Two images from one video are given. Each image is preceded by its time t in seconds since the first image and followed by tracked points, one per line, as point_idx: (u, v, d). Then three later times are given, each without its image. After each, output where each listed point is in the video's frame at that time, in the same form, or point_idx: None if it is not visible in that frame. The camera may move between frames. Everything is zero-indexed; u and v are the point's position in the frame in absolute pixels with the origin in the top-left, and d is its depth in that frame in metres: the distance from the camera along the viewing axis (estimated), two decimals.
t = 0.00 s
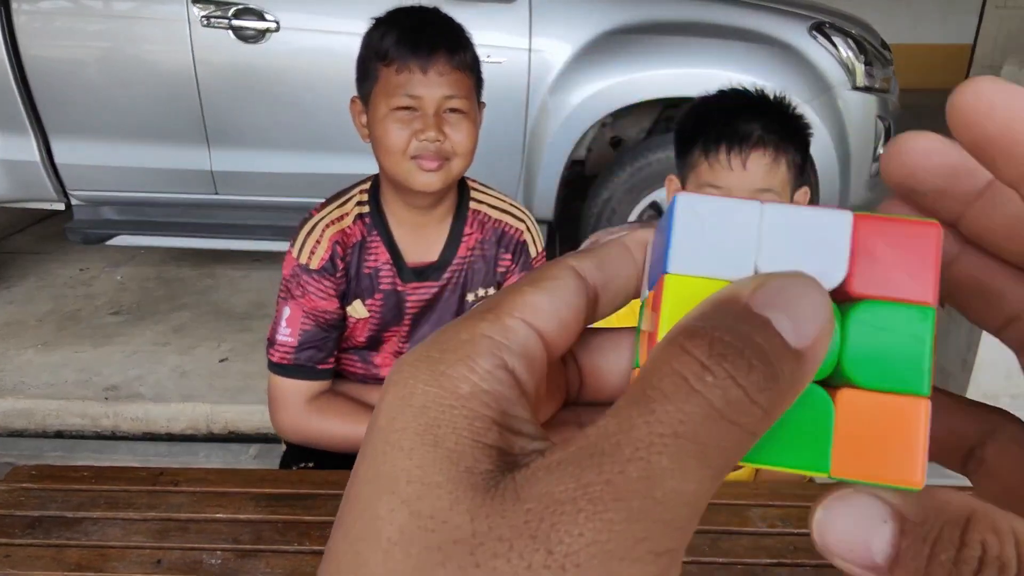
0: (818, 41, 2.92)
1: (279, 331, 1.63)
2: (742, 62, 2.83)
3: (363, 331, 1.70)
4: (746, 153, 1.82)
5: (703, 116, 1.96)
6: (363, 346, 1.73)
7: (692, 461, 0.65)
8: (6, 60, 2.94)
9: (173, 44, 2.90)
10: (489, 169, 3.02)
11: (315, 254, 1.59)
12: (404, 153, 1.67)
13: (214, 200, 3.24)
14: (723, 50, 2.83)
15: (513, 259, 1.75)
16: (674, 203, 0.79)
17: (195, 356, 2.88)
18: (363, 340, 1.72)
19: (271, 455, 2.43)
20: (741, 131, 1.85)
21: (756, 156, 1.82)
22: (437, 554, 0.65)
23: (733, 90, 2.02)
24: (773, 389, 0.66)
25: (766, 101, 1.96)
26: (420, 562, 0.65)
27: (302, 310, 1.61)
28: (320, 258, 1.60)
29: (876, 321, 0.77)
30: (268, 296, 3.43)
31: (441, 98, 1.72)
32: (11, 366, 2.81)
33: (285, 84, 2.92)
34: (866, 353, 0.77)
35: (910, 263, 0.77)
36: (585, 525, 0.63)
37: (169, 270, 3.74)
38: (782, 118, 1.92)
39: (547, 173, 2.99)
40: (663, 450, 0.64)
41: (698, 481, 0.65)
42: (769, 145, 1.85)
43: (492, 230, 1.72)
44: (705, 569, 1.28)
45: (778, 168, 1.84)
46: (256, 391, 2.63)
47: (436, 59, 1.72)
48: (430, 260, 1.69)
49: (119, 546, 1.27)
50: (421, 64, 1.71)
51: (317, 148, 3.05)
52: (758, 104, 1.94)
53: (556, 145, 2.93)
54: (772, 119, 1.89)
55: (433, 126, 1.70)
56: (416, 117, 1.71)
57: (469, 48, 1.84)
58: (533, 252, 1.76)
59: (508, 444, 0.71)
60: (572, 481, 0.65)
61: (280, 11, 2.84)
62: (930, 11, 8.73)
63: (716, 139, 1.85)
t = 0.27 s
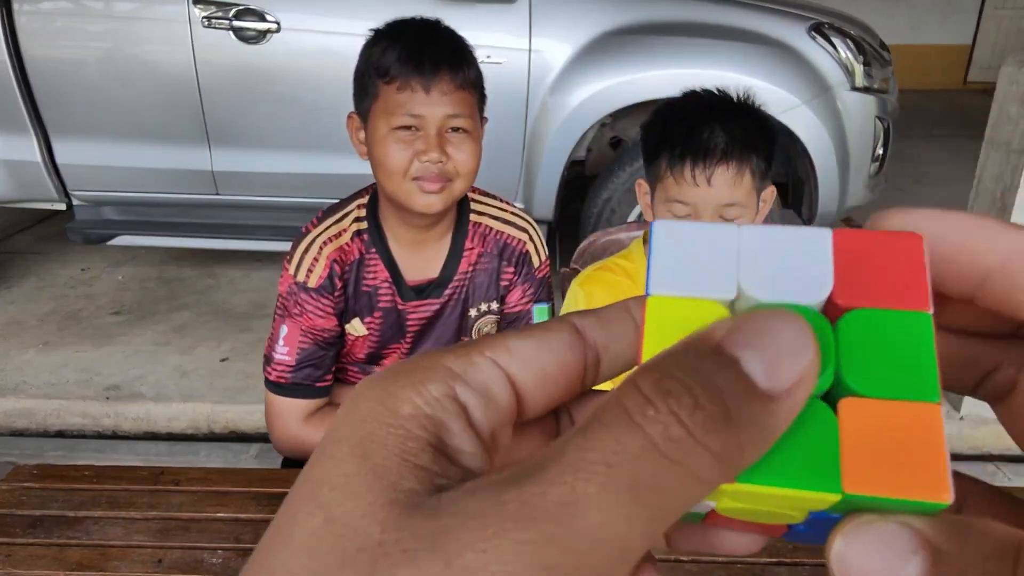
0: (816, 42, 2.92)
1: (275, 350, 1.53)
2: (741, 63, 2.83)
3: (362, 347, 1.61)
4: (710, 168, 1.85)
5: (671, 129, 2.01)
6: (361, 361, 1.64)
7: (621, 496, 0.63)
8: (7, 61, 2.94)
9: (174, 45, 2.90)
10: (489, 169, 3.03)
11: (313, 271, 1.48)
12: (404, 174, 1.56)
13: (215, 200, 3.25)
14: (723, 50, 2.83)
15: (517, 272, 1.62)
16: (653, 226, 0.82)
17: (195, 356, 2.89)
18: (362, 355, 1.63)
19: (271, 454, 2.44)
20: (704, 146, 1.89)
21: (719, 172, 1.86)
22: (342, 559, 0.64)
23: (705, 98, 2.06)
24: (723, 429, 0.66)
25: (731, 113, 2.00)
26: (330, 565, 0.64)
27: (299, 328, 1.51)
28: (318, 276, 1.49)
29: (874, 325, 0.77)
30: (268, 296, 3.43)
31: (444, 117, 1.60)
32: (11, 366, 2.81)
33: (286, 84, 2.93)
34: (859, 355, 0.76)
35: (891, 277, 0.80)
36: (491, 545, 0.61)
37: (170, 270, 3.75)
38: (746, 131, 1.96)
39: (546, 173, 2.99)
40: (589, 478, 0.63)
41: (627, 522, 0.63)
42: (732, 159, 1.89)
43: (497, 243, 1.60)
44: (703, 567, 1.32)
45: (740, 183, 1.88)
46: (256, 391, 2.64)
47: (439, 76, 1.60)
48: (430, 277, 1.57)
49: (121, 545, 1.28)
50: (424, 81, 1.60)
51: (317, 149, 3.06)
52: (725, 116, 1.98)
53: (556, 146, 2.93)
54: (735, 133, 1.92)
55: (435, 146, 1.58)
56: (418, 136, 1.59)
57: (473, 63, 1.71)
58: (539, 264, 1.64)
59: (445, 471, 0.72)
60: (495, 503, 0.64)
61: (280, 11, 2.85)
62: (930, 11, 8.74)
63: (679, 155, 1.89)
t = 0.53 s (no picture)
0: (815, 42, 2.93)
1: (276, 353, 1.50)
2: (741, 63, 2.83)
3: (364, 351, 1.58)
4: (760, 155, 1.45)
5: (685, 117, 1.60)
6: (363, 364, 1.61)
7: None
8: (8, 61, 2.95)
9: (175, 45, 2.91)
10: (489, 169, 3.03)
11: (314, 275, 1.45)
12: (402, 186, 1.40)
13: (215, 200, 3.25)
14: (722, 51, 2.84)
15: (519, 275, 1.59)
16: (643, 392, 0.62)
17: (196, 356, 2.89)
18: (364, 358, 1.60)
19: (271, 453, 2.45)
20: (746, 130, 1.48)
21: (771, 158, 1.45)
22: None
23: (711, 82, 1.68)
24: None
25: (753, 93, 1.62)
26: None
27: (300, 332, 1.48)
28: (319, 279, 1.45)
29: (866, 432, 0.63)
30: (268, 296, 3.44)
31: (443, 127, 1.42)
32: (13, 365, 2.82)
33: (287, 85, 2.94)
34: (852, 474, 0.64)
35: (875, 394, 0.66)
36: None
37: (171, 270, 3.75)
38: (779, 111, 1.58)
39: (546, 173, 2.99)
40: None
41: None
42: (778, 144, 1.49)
43: (499, 247, 1.56)
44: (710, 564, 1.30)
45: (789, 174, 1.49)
46: (257, 391, 2.65)
47: (438, 84, 1.43)
48: (432, 281, 1.52)
49: (121, 546, 1.08)
50: (420, 91, 1.42)
51: (318, 149, 3.07)
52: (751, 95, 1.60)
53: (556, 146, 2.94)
54: (770, 113, 1.54)
55: (435, 158, 1.41)
56: (417, 147, 1.41)
57: (474, 70, 1.54)
58: (541, 265, 1.61)
59: None
60: None
61: (281, 12, 2.86)
62: (929, 11, 8.75)
63: (721, 143, 1.48)
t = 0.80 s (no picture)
0: (814, 43, 2.94)
1: (275, 349, 1.51)
2: (741, 63, 2.84)
3: (364, 348, 1.59)
4: (840, 170, 1.47)
5: (758, 123, 1.56)
6: (361, 361, 1.62)
7: None
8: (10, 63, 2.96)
9: (176, 46, 2.93)
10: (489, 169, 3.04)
11: (314, 273, 1.47)
12: (404, 184, 1.41)
13: (216, 201, 3.26)
14: (722, 52, 2.85)
15: (518, 275, 1.59)
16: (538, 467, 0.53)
17: (197, 356, 2.90)
18: (363, 355, 1.61)
19: (272, 453, 2.46)
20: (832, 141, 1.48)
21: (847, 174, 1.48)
22: None
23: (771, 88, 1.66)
24: None
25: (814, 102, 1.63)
26: None
27: (300, 329, 1.49)
28: (319, 277, 1.47)
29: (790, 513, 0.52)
30: (269, 296, 3.45)
31: (446, 125, 1.43)
32: (15, 365, 2.83)
33: (288, 86, 2.95)
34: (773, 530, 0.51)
35: (798, 447, 0.52)
36: None
37: (172, 270, 3.77)
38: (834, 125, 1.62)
39: (546, 173, 3.00)
40: None
41: None
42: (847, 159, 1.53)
43: (499, 245, 1.57)
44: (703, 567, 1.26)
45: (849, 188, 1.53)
46: (258, 391, 2.66)
47: (440, 83, 1.43)
48: (430, 279, 1.53)
49: (124, 544, 1.09)
50: (424, 90, 1.42)
51: (318, 149, 3.08)
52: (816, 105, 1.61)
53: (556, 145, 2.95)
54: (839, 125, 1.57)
55: (437, 156, 1.41)
56: (419, 146, 1.42)
57: (478, 70, 1.54)
58: (540, 265, 1.62)
59: None
60: None
61: (282, 13, 2.88)
62: (928, 12, 8.77)
63: (811, 153, 1.47)
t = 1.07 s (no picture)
0: (814, 43, 2.94)
1: (276, 350, 1.51)
2: (740, 64, 2.85)
3: (364, 349, 1.59)
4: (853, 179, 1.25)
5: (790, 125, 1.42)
6: (362, 362, 1.62)
7: None
8: (10, 63, 2.96)
9: (176, 46, 2.93)
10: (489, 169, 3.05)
11: (314, 272, 1.48)
12: (406, 185, 1.40)
13: (216, 201, 3.26)
14: (722, 52, 2.85)
15: (517, 274, 1.59)
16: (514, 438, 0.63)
17: (197, 356, 2.91)
18: (364, 357, 1.61)
19: (272, 452, 2.46)
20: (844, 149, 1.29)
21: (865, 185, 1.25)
22: None
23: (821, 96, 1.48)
24: None
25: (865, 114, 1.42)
26: None
27: (300, 329, 1.50)
28: (319, 277, 1.48)
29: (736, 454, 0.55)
30: (269, 296, 3.45)
31: (447, 127, 1.41)
32: (15, 365, 2.83)
33: (288, 86, 2.95)
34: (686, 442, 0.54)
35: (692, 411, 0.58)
36: None
37: (172, 270, 3.77)
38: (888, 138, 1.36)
39: (546, 172, 3.01)
40: None
41: None
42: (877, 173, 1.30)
43: (497, 244, 1.57)
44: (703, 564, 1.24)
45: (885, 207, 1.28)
46: (258, 390, 2.66)
47: (443, 85, 1.42)
48: (430, 279, 1.53)
49: (125, 544, 1.09)
50: (426, 91, 1.41)
51: (319, 149, 3.08)
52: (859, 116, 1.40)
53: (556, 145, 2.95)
54: (878, 138, 1.34)
55: (439, 158, 1.40)
56: (420, 146, 1.41)
57: (479, 72, 1.53)
58: (539, 264, 1.62)
59: None
60: None
61: (283, 13, 2.88)
62: (929, 12, 8.76)
63: (812, 157, 1.30)
